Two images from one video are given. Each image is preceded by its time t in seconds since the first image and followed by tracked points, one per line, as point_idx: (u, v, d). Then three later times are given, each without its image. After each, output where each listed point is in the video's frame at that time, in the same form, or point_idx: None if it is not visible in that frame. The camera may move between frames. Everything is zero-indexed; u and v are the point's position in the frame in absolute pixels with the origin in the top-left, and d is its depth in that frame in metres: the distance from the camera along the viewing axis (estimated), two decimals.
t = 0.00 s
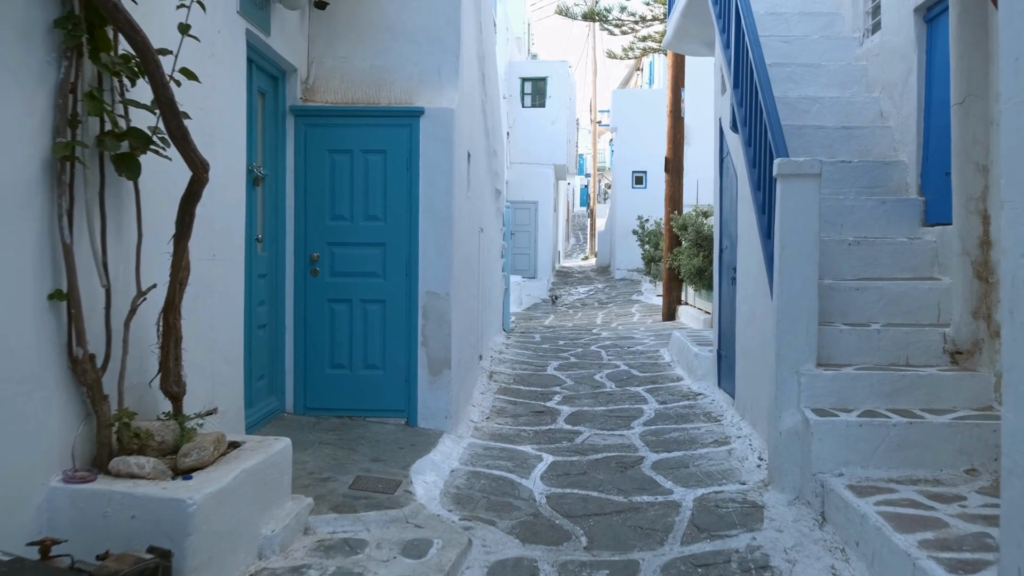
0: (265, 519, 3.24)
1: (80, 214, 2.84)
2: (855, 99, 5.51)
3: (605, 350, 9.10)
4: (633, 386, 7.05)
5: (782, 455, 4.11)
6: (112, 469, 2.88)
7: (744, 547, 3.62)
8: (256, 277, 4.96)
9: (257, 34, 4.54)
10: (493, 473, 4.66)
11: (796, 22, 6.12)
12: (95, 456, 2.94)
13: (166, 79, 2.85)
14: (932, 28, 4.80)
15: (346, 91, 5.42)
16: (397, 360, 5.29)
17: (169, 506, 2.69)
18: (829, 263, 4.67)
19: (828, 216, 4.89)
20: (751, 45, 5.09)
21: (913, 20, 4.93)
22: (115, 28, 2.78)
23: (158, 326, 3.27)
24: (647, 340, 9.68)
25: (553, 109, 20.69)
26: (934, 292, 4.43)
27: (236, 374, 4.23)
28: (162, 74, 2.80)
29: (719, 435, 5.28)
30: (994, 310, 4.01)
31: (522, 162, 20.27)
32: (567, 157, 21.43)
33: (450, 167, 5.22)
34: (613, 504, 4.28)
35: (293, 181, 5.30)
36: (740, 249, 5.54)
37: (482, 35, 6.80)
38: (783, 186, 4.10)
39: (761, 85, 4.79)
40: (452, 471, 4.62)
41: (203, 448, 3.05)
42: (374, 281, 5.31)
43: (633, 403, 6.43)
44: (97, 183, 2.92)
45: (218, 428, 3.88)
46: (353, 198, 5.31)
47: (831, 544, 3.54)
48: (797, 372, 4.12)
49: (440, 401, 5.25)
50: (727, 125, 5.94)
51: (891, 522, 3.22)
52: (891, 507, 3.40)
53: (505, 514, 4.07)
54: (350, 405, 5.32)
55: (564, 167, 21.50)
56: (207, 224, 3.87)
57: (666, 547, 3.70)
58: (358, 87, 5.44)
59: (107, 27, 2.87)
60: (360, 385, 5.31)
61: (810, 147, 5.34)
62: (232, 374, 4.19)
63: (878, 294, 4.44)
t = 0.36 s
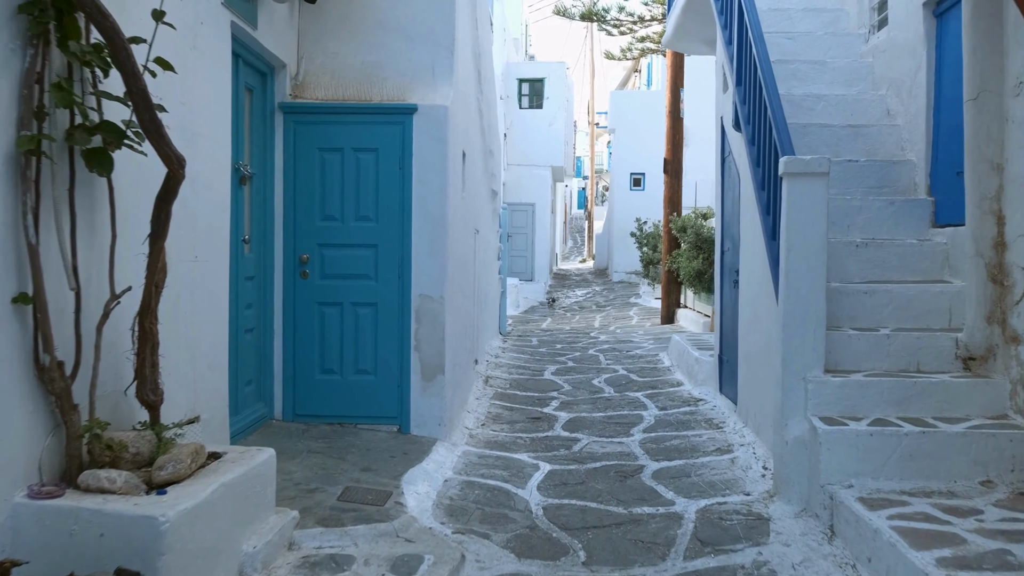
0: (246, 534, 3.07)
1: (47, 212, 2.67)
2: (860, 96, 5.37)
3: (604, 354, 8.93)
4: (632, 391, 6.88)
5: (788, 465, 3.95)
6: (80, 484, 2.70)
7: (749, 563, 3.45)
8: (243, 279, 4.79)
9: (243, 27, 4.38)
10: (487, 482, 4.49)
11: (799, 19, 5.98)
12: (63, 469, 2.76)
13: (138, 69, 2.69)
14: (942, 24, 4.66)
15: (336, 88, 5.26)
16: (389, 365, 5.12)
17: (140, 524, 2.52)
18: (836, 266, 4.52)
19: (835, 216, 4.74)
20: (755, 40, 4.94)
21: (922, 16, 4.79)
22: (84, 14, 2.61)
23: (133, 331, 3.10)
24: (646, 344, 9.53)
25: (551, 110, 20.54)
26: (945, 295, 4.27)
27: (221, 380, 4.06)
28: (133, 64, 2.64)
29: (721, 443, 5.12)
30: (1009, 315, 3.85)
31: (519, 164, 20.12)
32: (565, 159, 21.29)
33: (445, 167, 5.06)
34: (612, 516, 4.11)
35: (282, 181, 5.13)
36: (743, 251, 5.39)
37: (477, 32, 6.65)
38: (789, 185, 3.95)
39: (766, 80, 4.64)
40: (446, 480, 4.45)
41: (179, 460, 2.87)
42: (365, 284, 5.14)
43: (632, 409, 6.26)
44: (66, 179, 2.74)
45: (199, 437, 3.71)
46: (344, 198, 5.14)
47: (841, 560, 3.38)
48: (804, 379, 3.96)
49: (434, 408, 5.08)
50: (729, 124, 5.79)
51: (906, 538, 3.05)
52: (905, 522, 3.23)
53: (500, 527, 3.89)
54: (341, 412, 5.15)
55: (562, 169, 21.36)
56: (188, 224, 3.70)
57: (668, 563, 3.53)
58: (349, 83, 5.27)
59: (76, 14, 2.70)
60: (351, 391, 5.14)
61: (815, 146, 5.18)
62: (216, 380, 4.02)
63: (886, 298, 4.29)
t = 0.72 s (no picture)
0: (226, 554, 2.89)
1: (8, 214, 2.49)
2: (867, 93, 5.20)
3: (602, 356, 8.77)
4: (631, 395, 6.71)
5: (796, 477, 3.79)
6: (45, 504, 2.52)
7: None
8: (229, 282, 4.61)
9: (227, 18, 4.20)
10: (482, 493, 4.32)
11: (805, 13, 5.81)
12: (27, 488, 2.59)
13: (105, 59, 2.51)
14: (954, 16, 4.49)
15: (326, 83, 5.08)
16: (381, 370, 4.95)
17: (106, 549, 2.34)
18: (845, 268, 4.35)
19: (842, 217, 4.57)
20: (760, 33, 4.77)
21: (933, 8, 4.62)
22: None
23: (105, 339, 2.92)
24: (645, 346, 9.36)
25: (549, 108, 20.37)
26: (958, 298, 4.11)
27: (203, 388, 3.89)
28: (100, 54, 2.46)
29: (724, 450, 4.95)
30: None
31: (517, 163, 19.94)
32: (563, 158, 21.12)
33: (438, 165, 4.88)
34: (612, 529, 3.94)
35: (270, 180, 4.96)
36: (747, 252, 5.22)
37: (473, 27, 6.47)
38: (797, 184, 3.78)
39: (771, 75, 4.47)
40: (439, 491, 4.28)
41: (152, 476, 2.69)
42: (356, 286, 4.96)
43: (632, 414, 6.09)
44: (28, 177, 2.56)
45: (180, 448, 3.54)
46: (334, 198, 4.97)
47: None
48: (813, 386, 3.80)
49: (427, 415, 4.91)
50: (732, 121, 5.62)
51: (924, 557, 2.89)
52: (922, 539, 3.07)
53: (495, 542, 3.71)
54: (331, 418, 4.98)
55: (560, 168, 21.19)
56: (167, 225, 3.52)
57: None
58: (339, 79, 5.10)
59: None
60: (342, 398, 4.97)
61: (821, 143, 4.99)
62: (198, 388, 3.84)
63: (897, 301, 4.12)
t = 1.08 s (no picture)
0: None
1: None
2: (875, 90, 5.03)
3: (601, 358, 8.60)
4: (631, 400, 6.54)
5: (805, 491, 3.62)
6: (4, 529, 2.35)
7: None
8: (213, 285, 4.43)
9: (210, 10, 4.02)
10: (477, 506, 4.15)
11: (811, 7, 5.64)
12: None
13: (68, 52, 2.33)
14: (967, 10, 4.32)
15: (315, 79, 4.90)
16: (372, 377, 4.78)
17: None
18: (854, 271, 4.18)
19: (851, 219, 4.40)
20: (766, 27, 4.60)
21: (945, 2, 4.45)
22: None
23: (73, 350, 2.74)
24: (645, 347, 9.20)
25: (547, 106, 20.19)
26: (973, 304, 3.94)
27: (184, 398, 3.71)
28: (62, 47, 2.29)
29: (728, 460, 4.78)
30: None
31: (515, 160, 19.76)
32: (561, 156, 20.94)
33: (432, 164, 4.70)
34: (612, 544, 3.77)
35: (258, 179, 4.78)
36: (751, 254, 5.05)
37: (469, 22, 6.30)
38: (806, 185, 3.61)
39: (778, 70, 4.30)
40: (432, 504, 4.11)
41: (121, 498, 2.52)
42: (347, 289, 4.78)
43: (632, 420, 5.92)
44: None
45: (157, 462, 3.36)
46: (324, 198, 4.79)
47: None
48: (822, 396, 3.63)
49: (421, 423, 4.73)
50: (736, 119, 5.45)
51: None
52: (941, 560, 2.90)
53: (491, 559, 3.55)
54: (321, 427, 4.80)
55: (558, 166, 21.03)
56: (144, 227, 3.34)
57: None
58: (329, 74, 4.91)
59: None
60: (332, 405, 4.79)
61: (828, 142, 4.81)
62: (178, 398, 3.67)
63: (909, 307, 3.95)
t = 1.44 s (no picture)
0: None
1: None
2: (884, 86, 4.86)
3: (600, 361, 8.43)
4: (631, 405, 6.37)
5: (816, 506, 3.45)
6: None
7: None
8: (198, 290, 4.25)
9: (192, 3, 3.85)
10: (472, 519, 3.98)
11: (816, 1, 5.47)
12: None
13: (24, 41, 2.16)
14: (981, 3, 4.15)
15: (304, 75, 4.73)
16: (364, 384, 4.60)
17: None
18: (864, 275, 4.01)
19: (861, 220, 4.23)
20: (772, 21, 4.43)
21: None
22: None
23: (37, 363, 2.56)
24: (645, 350, 9.03)
25: (545, 105, 20.02)
26: (989, 309, 3.77)
27: (164, 409, 3.54)
28: (17, 36, 2.12)
29: (733, 469, 4.61)
30: None
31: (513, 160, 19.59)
32: (559, 155, 20.78)
33: (425, 163, 4.53)
34: (614, 561, 3.60)
35: (244, 179, 4.61)
36: (756, 256, 4.88)
37: (464, 17, 6.12)
38: (817, 184, 3.44)
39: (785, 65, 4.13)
40: (425, 518, 3.93)
41: (87, 522, 2.35)
42: (337, 293, 4.61)
43: (633, 426, 5.75)
44: None
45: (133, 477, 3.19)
46: (314, 198, 4.61)
47: None
48: (833, 406, 3.47)
49: (414, 432, 4.55)
50: (740, 116, 5.28)
51: None
52: None
53: None
54: (311, 436, 4.63)
55: (555, 165, 20.85)
56: (120, 230, 3.17)
57: None
58: (319, 70, 4.74)
59: None
60: (322, 414, 4.62)
61: (836, 140, 4.64)
62: (158, 409, 3.50)
63: (923, 312, 3.79)
